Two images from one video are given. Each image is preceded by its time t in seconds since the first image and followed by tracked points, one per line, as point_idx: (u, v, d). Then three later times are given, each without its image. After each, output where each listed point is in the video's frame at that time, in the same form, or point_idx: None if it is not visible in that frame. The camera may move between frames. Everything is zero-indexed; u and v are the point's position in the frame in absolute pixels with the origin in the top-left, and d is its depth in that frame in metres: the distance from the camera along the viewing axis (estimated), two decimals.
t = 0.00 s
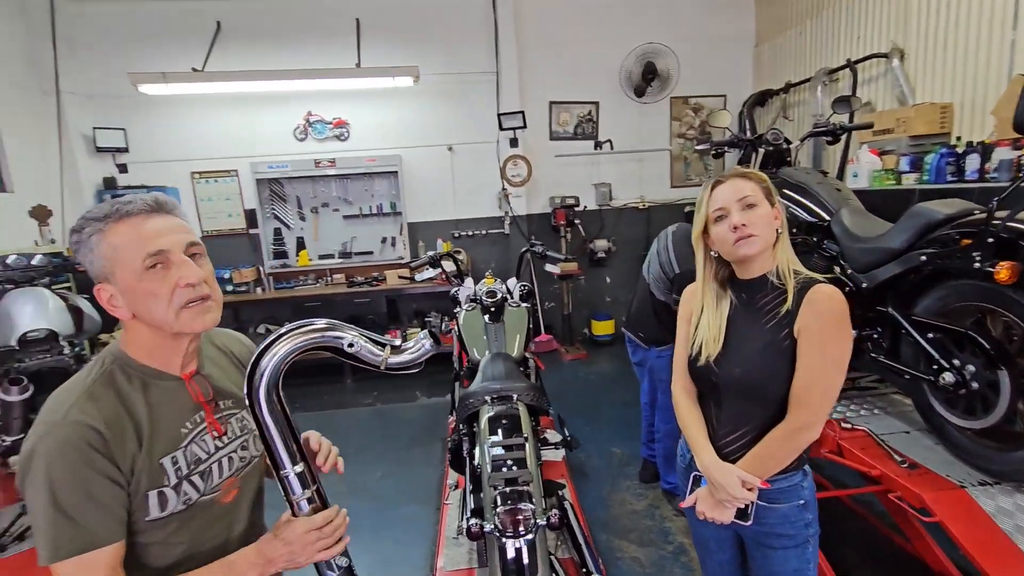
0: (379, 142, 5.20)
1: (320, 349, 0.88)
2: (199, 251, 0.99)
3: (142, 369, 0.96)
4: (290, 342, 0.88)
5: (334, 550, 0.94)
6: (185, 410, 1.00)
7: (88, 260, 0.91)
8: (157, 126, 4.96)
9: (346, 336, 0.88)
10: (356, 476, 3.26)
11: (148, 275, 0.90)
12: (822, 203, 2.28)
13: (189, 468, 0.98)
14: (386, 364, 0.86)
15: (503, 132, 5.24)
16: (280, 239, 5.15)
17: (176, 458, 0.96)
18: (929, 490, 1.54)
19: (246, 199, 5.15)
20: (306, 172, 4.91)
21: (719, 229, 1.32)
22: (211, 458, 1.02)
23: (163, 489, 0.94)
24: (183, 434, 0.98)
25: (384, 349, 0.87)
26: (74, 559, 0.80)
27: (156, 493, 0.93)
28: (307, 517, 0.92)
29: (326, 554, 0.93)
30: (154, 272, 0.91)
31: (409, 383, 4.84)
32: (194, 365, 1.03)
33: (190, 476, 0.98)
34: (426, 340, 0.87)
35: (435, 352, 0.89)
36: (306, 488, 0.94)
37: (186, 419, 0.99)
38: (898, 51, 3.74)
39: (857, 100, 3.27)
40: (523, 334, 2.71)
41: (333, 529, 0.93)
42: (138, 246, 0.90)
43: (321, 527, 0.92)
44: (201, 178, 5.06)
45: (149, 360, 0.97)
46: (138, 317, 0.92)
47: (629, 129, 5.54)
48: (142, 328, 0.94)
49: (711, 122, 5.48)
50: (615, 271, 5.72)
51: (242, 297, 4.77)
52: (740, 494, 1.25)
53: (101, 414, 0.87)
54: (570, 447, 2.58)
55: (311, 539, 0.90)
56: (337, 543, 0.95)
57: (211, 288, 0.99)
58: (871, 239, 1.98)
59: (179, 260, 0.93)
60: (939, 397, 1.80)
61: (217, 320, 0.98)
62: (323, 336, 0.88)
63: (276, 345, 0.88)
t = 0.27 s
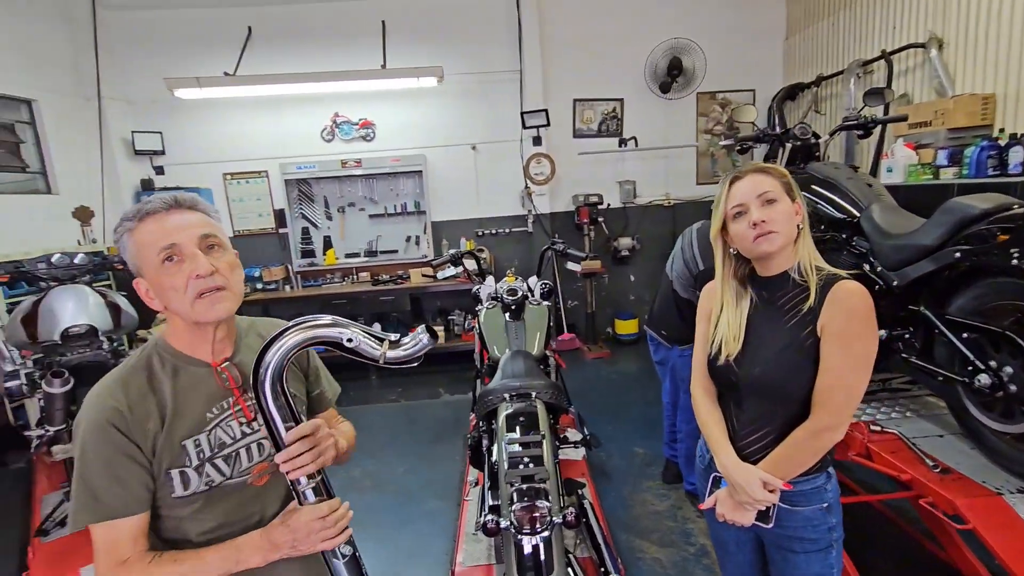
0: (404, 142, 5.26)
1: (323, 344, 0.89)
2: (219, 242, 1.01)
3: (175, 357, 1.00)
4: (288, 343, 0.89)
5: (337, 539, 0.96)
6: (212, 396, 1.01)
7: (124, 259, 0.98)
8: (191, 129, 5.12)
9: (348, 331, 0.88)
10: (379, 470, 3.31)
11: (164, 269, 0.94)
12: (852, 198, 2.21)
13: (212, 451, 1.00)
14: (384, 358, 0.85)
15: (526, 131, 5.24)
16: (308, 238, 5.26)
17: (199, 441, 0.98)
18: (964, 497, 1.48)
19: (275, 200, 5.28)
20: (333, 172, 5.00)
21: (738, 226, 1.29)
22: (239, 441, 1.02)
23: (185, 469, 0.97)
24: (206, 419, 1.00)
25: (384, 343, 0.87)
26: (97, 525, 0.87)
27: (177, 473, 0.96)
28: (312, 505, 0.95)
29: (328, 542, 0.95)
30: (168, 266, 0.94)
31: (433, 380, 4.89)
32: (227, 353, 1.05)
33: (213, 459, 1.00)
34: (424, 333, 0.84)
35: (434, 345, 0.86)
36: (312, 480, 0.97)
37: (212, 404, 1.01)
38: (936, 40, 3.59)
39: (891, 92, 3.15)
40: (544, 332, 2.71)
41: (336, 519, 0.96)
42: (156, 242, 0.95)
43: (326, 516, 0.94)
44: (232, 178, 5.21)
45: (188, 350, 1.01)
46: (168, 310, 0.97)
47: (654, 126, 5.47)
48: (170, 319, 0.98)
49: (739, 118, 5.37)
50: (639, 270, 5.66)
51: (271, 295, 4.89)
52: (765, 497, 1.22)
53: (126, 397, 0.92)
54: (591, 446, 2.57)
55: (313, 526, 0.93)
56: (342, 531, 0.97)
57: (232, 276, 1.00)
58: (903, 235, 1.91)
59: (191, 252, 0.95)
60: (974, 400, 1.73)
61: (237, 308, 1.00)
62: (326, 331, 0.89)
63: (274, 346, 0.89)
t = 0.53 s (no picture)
0: (436, 145, 5.33)
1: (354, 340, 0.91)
2: (273, 241, 1.04)
3: (234, 346, 1.04)
4: (323, 337, 0.92)
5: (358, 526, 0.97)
6: (260, 384, 1.04)
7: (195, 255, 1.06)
8: (232, 133, 5.30)
9: (378, 328, 0.90)
10: (408, 469, 3.36)
11: (221, 265, 1.00)
12: (895, 200, 2.13)
13: (255, 437, 1.02)
14: (414, 354, 0.87)
15: (557, 133, 5.23)
16: (342, 239, 5.38)
17: (243, 426, 1.01)
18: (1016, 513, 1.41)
19: (311, 202, 5.41)
20: (366, 174, 5.10)
21: (776, 229, 1.26)
22: (283, 429, 1.04)
23: (229, 451, 1.00)
24: (253, 407, 1.02)
25: (413, 340, 0.88)
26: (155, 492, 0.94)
27: (223, 454, 1.00)
28: (337, 492, 0.96)
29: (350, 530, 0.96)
30: (225, 262, 1.00)
31: (462, 381, 4.92)
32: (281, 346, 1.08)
33: (256, 444, 1.02)
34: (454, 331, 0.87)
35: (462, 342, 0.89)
36: (341, 471, 0.98)
37: (259, 393, 1.03)
38: (989, 36, 3.44)
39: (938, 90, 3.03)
40: (573, 335, 2.70)
41: (359, 506, 0.97)
42: (216, 241, 1.01)
43: (349, 502, 0.96)
44: (270, 181, 5.36)
45: (243, 338, 1.05)
46: (226, 303, 1.03)
47: (688, 127, 5.39)
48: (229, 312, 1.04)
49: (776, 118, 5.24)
50: (671, 273, 5.58)
51: (305, 294, 5.02)
52: (804, 507, 1.19)
53: (183, 377, 0.98)
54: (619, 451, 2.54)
55: (338, 513, 0.94)
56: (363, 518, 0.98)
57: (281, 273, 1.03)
58: (950, 239, 1.83)
59: (245, 250, 1.00)
60: None
61: (284, 303, 1.02)
62: (357, 327, 0.91)
63: (310, 339, 0.92)
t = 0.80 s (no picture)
0: (457, 147, 5.36)
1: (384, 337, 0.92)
2: (325, 241, 1.05)
3: (284, 337, 1.06)
4: (352, 333, 0.92)
5: (383, 516, 0.96)
6: (303, 376, 1.05)
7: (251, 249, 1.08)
8: (257, 133, 5.38)
9: (409, 324, 0.91)
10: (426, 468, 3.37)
11: (276, 260, 1.01)
12: (927, 205, 2.07)
13: (296, 426, 1.04)
14: (444, 350, 0.87)
15: (578, 135, 5.22)
16: (362, 239, 5.43)
17: (286, 414, 1.03)
18: None
19: (333, 201, 5.48)
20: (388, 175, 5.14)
21: (809, 234, 1.24)
22: (322, 420, 1.05)
23: (272, 437, 1.02)
24: (297, 397, 1.04)
25: (442, 337, 0.89)
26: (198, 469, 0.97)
27: (265, 440, 1.01)
28: (364, 480, 0.95)
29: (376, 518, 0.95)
30: (279, 258, 1.01)
31: (478, 381, 4.93)
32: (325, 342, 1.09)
33: (296, 433, 1.04)
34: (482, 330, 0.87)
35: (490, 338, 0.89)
36: (370, 466, 0.96)
37: (301, 383, 1.04)
38: None
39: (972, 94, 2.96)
40: (592, 337, 2.68)
41: (384, 494, 0.96)
42: (273, 236, 1.02)
43: (374, 491, 0.94)
44: (293, 180, 5.44)
45: (293, 332, 1.06)
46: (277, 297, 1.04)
47: (710, 130, 5.33)
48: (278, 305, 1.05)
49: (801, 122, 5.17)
50: (691, 277, 5.53)
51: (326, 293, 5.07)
52: (834, 515, 1.17)
53: (235, 362, 1.02)
54: (639, 455, 2.52)
55: (362, 500, 0.93)
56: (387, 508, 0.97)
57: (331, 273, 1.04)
58: (985, 246, 1.79)
59: (299, 247, 1.01)
60: None
61: (332, 302, 1.03)
62: (387, 324, 0.91)
63: (340, 335, 0.92)
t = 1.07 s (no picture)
0: (473, 151, 5.41)
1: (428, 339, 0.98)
2: (362, 244, 1.10)
3: (319, 340, 1.10)
4: (397, 335, 0.97)
5: (421, 509, 1.00)
6: (342, 378, 1.09)
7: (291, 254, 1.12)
8: (277, 136, 5.48)
9: (451, 327, 0.96)
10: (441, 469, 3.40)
11: (317, 263, 1.05)
12: (950, 216, 2.07)
13: (335, 426, 1.08)
14: (485, 353, 0.94)
15: (594, 141, 5.24)
16: (379, 241, 5.49)
17: (326, 415, 1.07)
18: None
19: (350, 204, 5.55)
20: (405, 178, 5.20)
21: (832, 245, 1.25)
22: (358, 421, 1.09)
23: (312, 438, 1.06)
24: (336, 398, 1.08)
25: (484, 340, 0.95)
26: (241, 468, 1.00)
27: (306, 439, 1.06)
28: (404, 474, 1.00)
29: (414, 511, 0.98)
30: (319, 260, 1.05)
31: (492, 384, 4.96)
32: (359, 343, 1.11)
33: (335, 433, 1.08)
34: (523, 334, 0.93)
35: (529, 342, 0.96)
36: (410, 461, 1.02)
37: (340, 385, 1.08)
38: None
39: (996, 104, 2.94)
40: (609, 343, 2.70)
41: (422, 488, 0.99)
42: (314, 241, 1.07)
43: (414, 485, 0.98)
44: (312, 183, 5.52)
45: (329, 334, 1.10)
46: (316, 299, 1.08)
47: (727, 137, 5.33)
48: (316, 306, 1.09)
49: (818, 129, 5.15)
50: (706, 283, 5.51)
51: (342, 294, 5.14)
52: (854, 524, 1.18)
53: (276, 364, 1.05)
54: (654, 460, 2.53)
55: (403, 492, 0.97)
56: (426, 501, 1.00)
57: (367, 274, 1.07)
58: (1011, 258, 1.78)
59: (339, 250, 1.05)
60: None
61: (368, 302, 1.06)
62: (431, 327, 0.97)
63: (386, 336, 0.97)
